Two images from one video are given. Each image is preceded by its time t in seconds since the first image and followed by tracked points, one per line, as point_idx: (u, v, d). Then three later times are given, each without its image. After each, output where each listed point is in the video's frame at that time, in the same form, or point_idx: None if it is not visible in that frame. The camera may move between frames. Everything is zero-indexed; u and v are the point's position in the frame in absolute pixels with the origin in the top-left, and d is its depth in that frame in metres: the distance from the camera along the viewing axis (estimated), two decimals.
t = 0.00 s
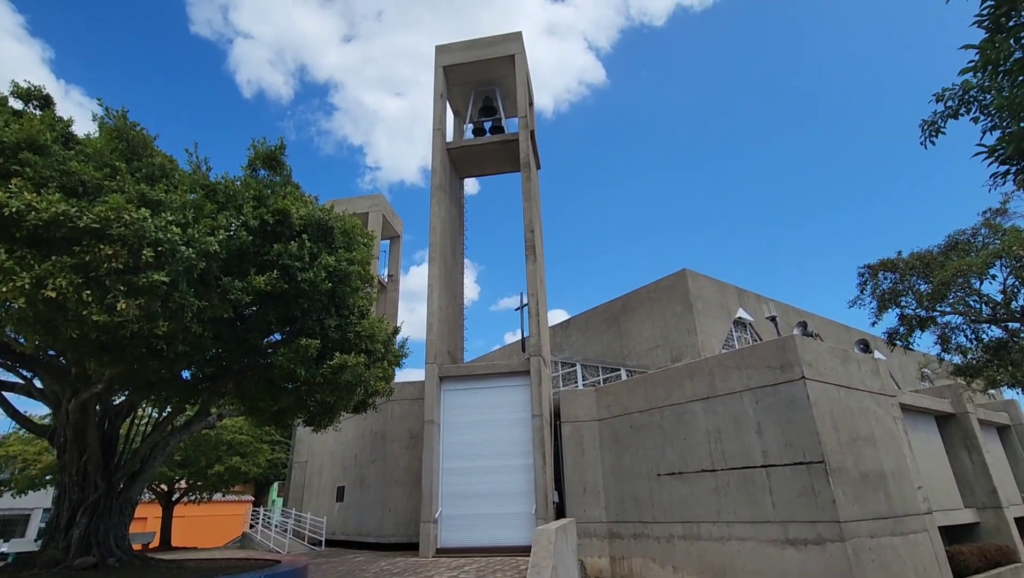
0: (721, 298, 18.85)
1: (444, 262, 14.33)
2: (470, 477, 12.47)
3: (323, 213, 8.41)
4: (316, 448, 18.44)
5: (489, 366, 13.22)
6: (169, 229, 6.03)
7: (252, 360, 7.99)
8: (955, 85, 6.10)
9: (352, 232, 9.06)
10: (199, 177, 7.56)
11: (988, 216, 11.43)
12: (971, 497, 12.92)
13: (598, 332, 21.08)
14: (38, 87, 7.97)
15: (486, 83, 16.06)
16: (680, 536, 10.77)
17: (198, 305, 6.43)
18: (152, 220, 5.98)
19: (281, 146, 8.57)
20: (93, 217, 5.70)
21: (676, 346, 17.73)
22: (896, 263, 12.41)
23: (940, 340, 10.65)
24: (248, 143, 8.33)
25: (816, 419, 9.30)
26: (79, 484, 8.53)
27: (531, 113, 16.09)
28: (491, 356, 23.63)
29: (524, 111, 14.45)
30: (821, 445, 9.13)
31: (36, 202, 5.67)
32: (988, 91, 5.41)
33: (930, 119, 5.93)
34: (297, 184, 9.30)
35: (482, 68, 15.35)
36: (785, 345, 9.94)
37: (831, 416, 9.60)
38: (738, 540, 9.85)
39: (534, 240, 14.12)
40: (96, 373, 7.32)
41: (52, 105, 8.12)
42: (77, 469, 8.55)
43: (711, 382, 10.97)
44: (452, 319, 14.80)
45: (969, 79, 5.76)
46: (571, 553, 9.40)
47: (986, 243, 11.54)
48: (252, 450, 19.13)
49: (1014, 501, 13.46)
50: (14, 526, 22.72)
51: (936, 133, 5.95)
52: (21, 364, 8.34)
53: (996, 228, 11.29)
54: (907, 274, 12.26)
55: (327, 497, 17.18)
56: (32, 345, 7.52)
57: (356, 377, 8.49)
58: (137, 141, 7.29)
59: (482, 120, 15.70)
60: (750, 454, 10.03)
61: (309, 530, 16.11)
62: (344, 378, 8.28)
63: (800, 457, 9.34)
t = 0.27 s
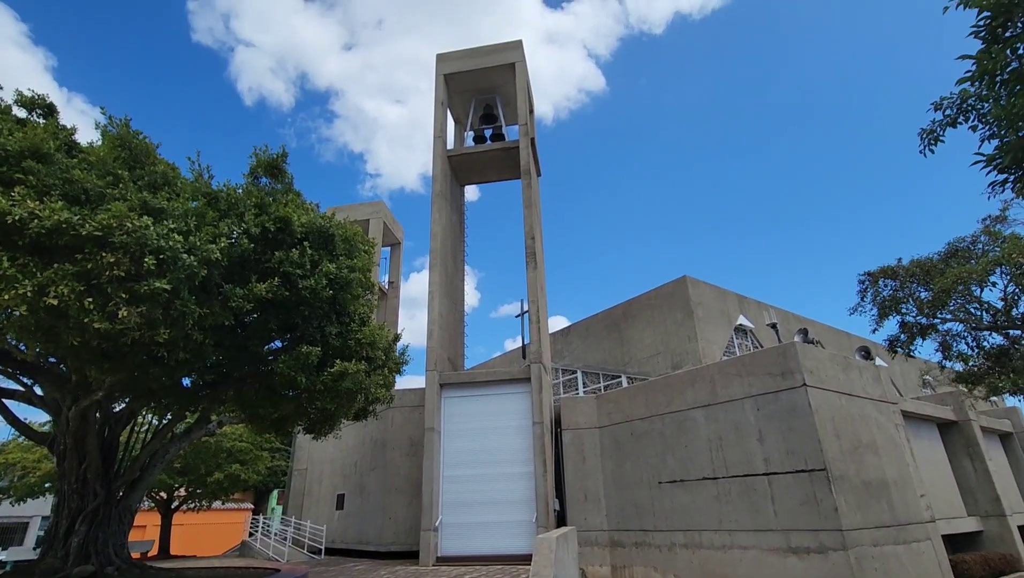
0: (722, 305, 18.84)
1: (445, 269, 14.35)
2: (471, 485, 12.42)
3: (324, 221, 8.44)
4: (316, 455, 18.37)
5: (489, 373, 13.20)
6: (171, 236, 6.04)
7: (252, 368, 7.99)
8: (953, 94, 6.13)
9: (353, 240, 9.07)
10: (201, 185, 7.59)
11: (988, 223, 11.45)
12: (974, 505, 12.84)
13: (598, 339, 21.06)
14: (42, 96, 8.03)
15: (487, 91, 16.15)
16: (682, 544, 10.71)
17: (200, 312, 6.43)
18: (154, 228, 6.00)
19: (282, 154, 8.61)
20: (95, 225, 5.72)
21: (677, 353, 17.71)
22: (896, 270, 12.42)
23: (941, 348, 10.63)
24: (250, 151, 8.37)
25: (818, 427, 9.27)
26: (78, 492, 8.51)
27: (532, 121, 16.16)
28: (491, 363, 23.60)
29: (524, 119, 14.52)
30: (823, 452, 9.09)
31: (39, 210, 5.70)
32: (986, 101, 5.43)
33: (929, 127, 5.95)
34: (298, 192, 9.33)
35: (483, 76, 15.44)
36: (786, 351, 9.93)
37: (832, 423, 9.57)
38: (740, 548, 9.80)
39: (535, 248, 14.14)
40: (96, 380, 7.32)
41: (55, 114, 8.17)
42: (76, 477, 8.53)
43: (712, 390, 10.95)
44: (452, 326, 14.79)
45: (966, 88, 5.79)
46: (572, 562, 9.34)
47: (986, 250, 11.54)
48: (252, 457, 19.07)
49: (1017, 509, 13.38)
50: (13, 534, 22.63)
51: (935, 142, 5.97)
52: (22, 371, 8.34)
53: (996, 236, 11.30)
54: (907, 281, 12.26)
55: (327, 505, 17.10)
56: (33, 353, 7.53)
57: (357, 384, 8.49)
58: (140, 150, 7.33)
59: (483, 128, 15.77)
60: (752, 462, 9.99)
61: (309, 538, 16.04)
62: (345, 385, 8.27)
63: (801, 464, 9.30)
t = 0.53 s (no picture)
0: (723, 310, 18.84)
1: (445, 275, 14.36)
2: (472, 491, 12.38)
3: (326, 227, 8.46)
4: (316, 461, 18.32)
5: (490, 379, 13.18)
6: (173, 242, 6.06)
7: (253, 374, 7.99)
8: (952, 101, 6.15)
9: (354, 246, 9.09)
10: (203, 191, 7.63)
11: (989, 229, 11.46)
12: (977, 512, 12.78)
13: (599, 344, 21.04)
14: (45, 103, 8.07)
15: (488, 98, 16.21)
16: (684, 551, 10.65)
17: (201, 318, 6.44)
18: (156, 234, 6.02)
19: (284, 160, 8.64)
20: (98, 232, 5.74)
21: (678, 358, 17.68)
22: (897, 276, 12.42)
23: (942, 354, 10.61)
24: (252, 158, 8.41)
25: (819, 432, 9.25)
26: (78, 498, 8.51)
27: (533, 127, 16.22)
28: (492, 369, 23.57)
29: (525, 125, 14.57)
30: (825, 458, 9.06)
31: (41, 217, 5.72)
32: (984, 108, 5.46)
33: (928, 133, 5.97)
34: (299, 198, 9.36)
35: (484, 83, 15.51)
36: (787, 357, 9.92)
37: (834, 429, 9.54)
38: (742, 555, 9.75)
39: (535, 253, 14.15)
40: (97, 386, 7.32)
41: (58, 121, 8.21)
42: (76, 483, 8.53)
43: (713, 395, 10.92)
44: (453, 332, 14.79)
45: (965, 95, 5.81)
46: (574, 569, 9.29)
47: (987, 256, 11.54)
48: (252, 463, 19.03)
49: (1021, 515, 13.32)
50: (12, 541, 22.54)
51: (934, 148, 5.99)
52: (23, 378, 8.35)
53: (996, 242, 11.31)
54: (908, 287, 12.25)
55: (327, 512, 17.04)
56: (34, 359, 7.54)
57: (358, 391, 8.47)
58: (142, 156, 7.37)
59: (484, 134, 15.82)
60: (754, 468, 9.96)
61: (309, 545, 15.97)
62: (346, 392, 8.26)
63: (803, 471, 9.27)
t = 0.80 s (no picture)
0: (723, 313, 18.83)
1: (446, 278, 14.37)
2: (472, 495, 12.35)
3: (327, 231, 8.47)
4: (316, 465, 18.29)
5: (490, 382, 13.17)
6: (174, 246, 6.07)
7: (253, 377, 7.99)
8: (952, 105, 6.16)
9: (355, 249, 9.09)
10: (204, 195, 7.64)
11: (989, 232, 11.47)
12: (979, 516, 12.74)
13: (599, 347, 21.03)
14: (47, 107, 8.10)
15: (488, 101, 16.26)
16: (685, 555, 10.62)
17: (202, 321, 6.45)
18: (158, 238, 6.03)
19: (285, 164, 8.66)
20: (99, 235, 5.75)
21: (678, 361, 17.67)
22: (897, 279, 12.42)
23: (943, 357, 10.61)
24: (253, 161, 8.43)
25: (820, 436, 9.23)
26: (78, 502, 8.50)
27: (533, 131, 16.25)
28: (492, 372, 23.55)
29: (525, 128, 14.60)
30: (826, 462, 9.05)
31: (43, 220, 5.74)
32: (984, 113, 5.46)
33: (928, 138, 5.98)
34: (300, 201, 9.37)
35: (484, 86, 15.55)
36: (788, 361, 9.91)
37: (835, 432, 9.52)
38: (743, 559, 9.73)
39: (536, 257, 14.16)
40: (97, 389, 7.32)
41: (60, 125, 8.23)
42: (77, 486, 8.53)
43: (714, 399, 10.91)
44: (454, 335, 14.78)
45: (965, 99, 5.82)
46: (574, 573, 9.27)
47: (987, 259, 11.55)
48: (252, 467, 19.00)
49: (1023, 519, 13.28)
50: (11, 545, 22.48)
51: (934, 153, 6.00)
52: (23, 381, 8.35)
53: (997, 245, 11.31)
54: (909, 290, 12.25)
55: (327, 515, 17.00)
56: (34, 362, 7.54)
57: (358, 394, 8.47)
58: (144, 160, 7.38)
59: (484, 138, 15.85)
60: (755, 471, 9.94)
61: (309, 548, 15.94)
62: (346, 395, 8.25)
63: (804, 475, 9.26)
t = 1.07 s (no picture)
0: (724, 313, 18.83)
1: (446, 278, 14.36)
2: (472, 495, 12.36)
3: (327, 231, 8.47)
4: (316, 465, 18.30)
5: (490, 382, 13.17)
6: (175, 246, 6.08)
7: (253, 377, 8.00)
8: (953, 105, 6.16)
9: (355, 249, 9.09)
10: (205, 195, 7.65)
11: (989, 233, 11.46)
12: (980, 516, 12.73)
13: (600, 348, 21.03)
14: (48, 107, 8.11)
15: (489, 101, 16.26)
16: (685, 555, 10.62)
17: (202, 321, 6.45)
18: (159, 238, 6.03)
19: (286, 164, 8.67)
20: (100, 235, 5.76)
21: (679, 361, 17.67)
22: (897, 280, 12.42)
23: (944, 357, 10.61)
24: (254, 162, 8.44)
25: (821, 436, 9.23)
26: (79, 502, 8.51)
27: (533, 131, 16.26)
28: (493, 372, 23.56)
29: (525, 128, 14.61)
30: (826, 462, 9.05)
31: (44, 220, 5.75)
32: (985, 113, 5.46)
33: (928, 138, 5.98)
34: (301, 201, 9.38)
35: (485, 87, 15.56)
36: (788, 361, 9.91)
37: (835, 433, 9.52)
38: (744, 560, 9.72)
39: (536, 257, 14.16)
40: (98, 389, 7.33)
41: (61, 125, 8.24)
42: (77, 486, 8.54)
43: (714, 399, 10.91)
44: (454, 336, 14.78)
45: (965, 100, 5.82)
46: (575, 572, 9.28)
47: (988, 260, 11.54)
48: (252, 467, 19.01)
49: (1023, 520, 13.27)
50: (12, 544, 22.50)
51: (935, 153, 6.00)
52: (24, 381, 8.36)
53: (997, 245, 11.31)
54: (909, 291, 12.24)
55: (327, 515, 17.00)
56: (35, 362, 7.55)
57: (358, 394, 8.47)
58: (145, 160, 7.39)
59: (485, 138, 15.86)
60: (755, 471, 9.94)
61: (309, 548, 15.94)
62: (346, 395, 8.25)
63: (805, 475, 9.26)
